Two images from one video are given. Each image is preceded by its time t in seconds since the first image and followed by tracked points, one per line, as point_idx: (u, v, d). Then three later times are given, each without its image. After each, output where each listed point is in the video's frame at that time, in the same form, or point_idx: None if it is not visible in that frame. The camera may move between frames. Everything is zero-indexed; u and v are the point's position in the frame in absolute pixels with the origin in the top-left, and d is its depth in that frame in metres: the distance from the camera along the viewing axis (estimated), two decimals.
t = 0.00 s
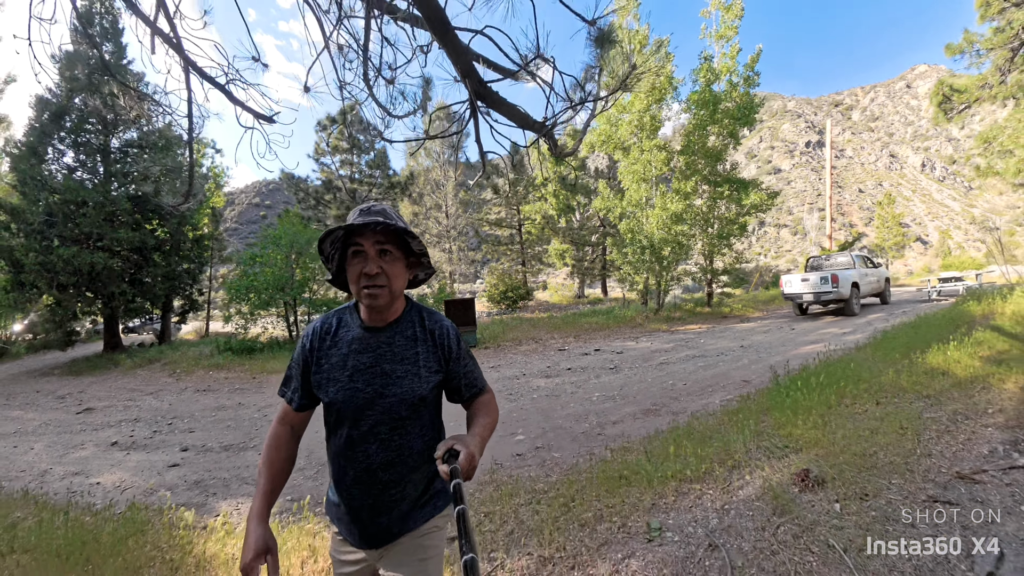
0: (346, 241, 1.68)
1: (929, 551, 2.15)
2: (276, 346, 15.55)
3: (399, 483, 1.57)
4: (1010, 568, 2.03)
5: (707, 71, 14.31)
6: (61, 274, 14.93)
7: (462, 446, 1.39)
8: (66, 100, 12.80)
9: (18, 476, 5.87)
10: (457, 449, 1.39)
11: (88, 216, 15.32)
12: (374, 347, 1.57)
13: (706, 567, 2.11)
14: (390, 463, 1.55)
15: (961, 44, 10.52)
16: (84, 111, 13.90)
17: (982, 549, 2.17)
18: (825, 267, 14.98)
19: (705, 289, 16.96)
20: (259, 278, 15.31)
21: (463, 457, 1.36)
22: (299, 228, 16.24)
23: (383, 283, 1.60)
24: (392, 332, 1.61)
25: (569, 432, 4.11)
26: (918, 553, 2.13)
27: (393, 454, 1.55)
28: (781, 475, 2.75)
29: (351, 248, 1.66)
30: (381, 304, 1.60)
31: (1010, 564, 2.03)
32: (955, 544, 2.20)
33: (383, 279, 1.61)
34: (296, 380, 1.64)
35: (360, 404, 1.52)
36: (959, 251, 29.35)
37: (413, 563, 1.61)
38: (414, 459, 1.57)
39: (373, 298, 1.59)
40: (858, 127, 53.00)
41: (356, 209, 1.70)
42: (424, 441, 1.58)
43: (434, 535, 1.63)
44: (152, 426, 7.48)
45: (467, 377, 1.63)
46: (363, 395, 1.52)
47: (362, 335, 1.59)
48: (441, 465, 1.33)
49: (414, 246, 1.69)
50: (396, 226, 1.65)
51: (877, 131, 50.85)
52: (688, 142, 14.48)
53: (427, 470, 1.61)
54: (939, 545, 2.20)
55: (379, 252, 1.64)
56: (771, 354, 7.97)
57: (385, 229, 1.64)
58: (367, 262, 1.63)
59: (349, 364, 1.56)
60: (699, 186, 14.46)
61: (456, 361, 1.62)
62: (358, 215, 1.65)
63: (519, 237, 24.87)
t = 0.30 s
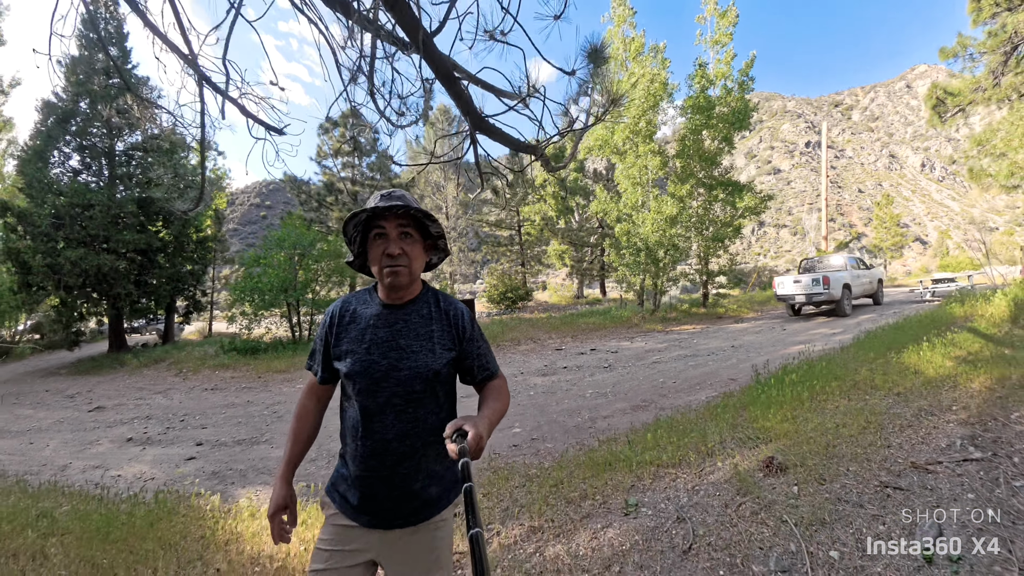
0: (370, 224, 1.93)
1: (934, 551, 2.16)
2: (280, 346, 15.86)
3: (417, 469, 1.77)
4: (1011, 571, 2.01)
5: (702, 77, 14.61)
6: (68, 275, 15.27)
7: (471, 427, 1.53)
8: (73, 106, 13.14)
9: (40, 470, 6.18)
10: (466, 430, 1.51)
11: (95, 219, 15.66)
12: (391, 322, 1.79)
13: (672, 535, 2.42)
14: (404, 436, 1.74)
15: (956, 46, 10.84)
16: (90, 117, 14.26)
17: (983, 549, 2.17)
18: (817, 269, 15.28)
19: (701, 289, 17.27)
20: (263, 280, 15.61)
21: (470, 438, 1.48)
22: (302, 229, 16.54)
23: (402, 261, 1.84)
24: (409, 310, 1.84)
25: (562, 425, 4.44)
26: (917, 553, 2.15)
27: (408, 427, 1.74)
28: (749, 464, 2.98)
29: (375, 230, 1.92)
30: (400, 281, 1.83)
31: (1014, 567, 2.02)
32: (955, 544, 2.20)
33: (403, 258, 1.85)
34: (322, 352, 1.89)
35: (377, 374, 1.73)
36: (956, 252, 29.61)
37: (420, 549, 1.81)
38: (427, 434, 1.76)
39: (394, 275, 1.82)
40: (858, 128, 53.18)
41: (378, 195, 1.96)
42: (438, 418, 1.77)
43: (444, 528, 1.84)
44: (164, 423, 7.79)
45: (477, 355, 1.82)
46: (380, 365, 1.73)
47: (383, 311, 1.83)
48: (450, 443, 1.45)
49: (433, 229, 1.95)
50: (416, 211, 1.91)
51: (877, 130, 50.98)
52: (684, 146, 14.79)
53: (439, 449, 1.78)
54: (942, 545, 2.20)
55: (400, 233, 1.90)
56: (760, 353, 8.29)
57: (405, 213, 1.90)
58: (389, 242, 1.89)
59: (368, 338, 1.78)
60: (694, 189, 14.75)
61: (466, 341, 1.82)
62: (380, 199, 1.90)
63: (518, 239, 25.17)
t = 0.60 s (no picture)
0: (366, 258, 1.98)
1: (931, 551, 2.27)
2: (284, 346, 16.16)
3: (436, 489, 1.84)
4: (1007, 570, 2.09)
5: (698, 82, 14.90)
6: (76, 276, 15.58)
7: (483, 445, 1.53)
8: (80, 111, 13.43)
9: (61, 464, 6.49)
10: (478, 448, 1.51)
11: (102, 222, 15.96)
12: (398, 348, 1.84)
13: (654, 511, 2.73)
14: (421, 457, 1.81)
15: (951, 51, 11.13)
16: (97, 121, 14.56)
17: (982, 549, 2.24)
18: (812, 271, 15.56)
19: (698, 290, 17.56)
20: (268, 281, 15.90)
21: (483, 457, 1.48)
22: (306, 230, 16.82)
23: (398, 294, 1.87)
24: (415, 334, 1.88)
25: (560, 420, 4.75)
26: (917, 553, 2.26)
27: (425, 449, 1.81)
28: (727, 453, 3.27)
29: (371, 263, 1.96)
30: (400, 313, 1.87)
31: (1008, 565, 2.11)
32: (955, 545, 2.29)
33: (398, 291, 1.87)
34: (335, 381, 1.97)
35: (390, 401, 1.79)
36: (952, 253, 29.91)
37: (436, 564, 1.89)
38: (444, 454, 1.83)
39: (393, 308, 1.87)
40: (857, 128, 53.40)
41: (371, 229, 1.99)
42: (453, 437, 1.84)
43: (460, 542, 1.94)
44: (177, 421, 8.09)
45: (486, 373, 1.86)
46: (391, 393, 1.78)
47: (389, 339, 1.88)
48: (461, 462, 1.46)
49: (425, 258, 1.94)
50: (405, 244, 1.90)
51: (876, 130, 51.17)
52: (681, 150, 15.08)
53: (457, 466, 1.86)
54: (940, 545, 2.30)
55: (393, 268, 1.91)
56: (752, 353, 8.58)
57: (394, 247, 1.89)
58: (382, 277, 1.91)
59: (378, 366, 1.84)
60: (691, 192, 15.06)
61: (475, 360, 1.86)
62: (374, 231, 1.95)
63: (518, 239, 25.48)
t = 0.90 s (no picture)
0: (361, 258, 1.94)
1: (930, 551, 2.33)
2: (289, 346, 16.46)
3: (447, 484, 1.86)
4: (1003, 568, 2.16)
5: (695, 87, 15.16)
6: (82, 278, 15.83)
7: (495, 440, 1.58)
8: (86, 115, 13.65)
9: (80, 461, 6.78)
10: (490, 443, 1.58)
11: (109, 224, 16.22)
12: (403, 344, 1.86)
13: (641, 494, 3.03)
14: (432, 452, 1.83)
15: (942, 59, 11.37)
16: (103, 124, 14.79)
17: (983, 548, 2.30)
18: (806, 273, 15.86)
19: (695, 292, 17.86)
20: (273, 282, 16.19)
21: (494, 450, 1.54)
22: (309, 232, 17.08)
23: (397, 294, 1.87)
24: (420, 329, 1.90)
25: (559, 416, 5.04)
26: (917, 552, 2.33)
27: (435, 445, 1.83)
28: (712, 446, 3.55)
29: (368, 262, 1.92)
30: (401, 310, 1.88)
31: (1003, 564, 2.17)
32: (955, 546, 2.35)
33: (397, 290, 1.87)
34: (340, 381, 2.00)
35: (398, 397, 1.83)
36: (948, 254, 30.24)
37: (458, 562, 1.87)
38: (451, 450, 1.84)
39: (394, 306, 1.88)
40: (857, 129, 53.59)
41: (364, 227, 1.93)
42: (461, 431, 1.85)
43: (479, 542, 1.91)
44: (188, 419, 8.37)
45: (494, 364, 1.89)
46: (398, 389, 1.82)
47: (392, 335, 1.90)
48: (474, 456, 1.51)
49: (422, 254, 1.88)
50: (400, 242, 1.85)
51: (876, 130, 51.36)
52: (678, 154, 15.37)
53: (464, 462, 1.86)
54: (939, 545, 2.36)
55: (390, 267, 1.88)
56: (745, 352, 8.89)
57: (388, 247, 1.84)
58: (380, 276, 1.89)
59: (383, 363, 1.87)
60: (688, 195, 15.36)
61: (480, 352, 1.88)
62: (368, 229, 1.90)
63: (518, 240, 25.77)
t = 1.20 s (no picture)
0: (381, 261, 2.12)
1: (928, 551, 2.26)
2: (291, 346, 16.68)
3: (455, 483, 1.98)
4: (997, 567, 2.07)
5: (692, 90, 15.41)
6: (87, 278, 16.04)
7: (505, 446, 1.71)
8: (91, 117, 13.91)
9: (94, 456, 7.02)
10: (500, 447, 1.71)
11: (114, 225, 16.43)
12: (418, 346, 2.03)
13: (629, 478, 3.28)
14: (440, 453, 1.95)
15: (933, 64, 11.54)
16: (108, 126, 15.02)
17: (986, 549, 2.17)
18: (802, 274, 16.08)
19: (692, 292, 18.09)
20: (276, 282, 16.44)
21: (503, 455, 1.68)
22: (312, 233, 17.32)
23: (415, 296, 2.05)
24: (434, 332, 2.06)
25: (556, 411, 5.31)
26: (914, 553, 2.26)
27: (444, 447, 1.96)
28: (697, 437, 3.81)
29: (388, 265, 2.11)
30: (417, 312, 2.06)
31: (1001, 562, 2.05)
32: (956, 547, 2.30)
33: (415, 292, 2.05)
34: (353, 378, 2.15)
35: (410, 398, 1.97)
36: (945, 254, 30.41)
37: (472, 557, 1.97)
38: (461, 453, 1.97)
39: (411, 308, 2.05)
40: (857, 129, 53.71)
41: (385, 232, 2.12)
42: (471, 433, 1.98)
43: (486, 532, 2.01)
44: (198, 416, 8.62)
45: (506, 370, 2.05)
46: (411, 389, 1.97)
47: (407, 336, 2.06)
48: (483, 461, 1.66)
49: (441, 259, 2.09)
50: (421, 246, 2.05)
51: (876, 130, 51.49)
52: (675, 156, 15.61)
53: (474, 467, 1.97)
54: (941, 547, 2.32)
55: (409, 270, 2.07)
56: (738, 351, 9.14)
57: (409, 249, 2.04)
58: (400, 279, 2.07)
59: (397, 364, 2.03)
60: (685, 197, 15.60)
61: (493, 358, 2.04)
62: (389, 233, 2.09)
63: (518, 241, 26.02)
